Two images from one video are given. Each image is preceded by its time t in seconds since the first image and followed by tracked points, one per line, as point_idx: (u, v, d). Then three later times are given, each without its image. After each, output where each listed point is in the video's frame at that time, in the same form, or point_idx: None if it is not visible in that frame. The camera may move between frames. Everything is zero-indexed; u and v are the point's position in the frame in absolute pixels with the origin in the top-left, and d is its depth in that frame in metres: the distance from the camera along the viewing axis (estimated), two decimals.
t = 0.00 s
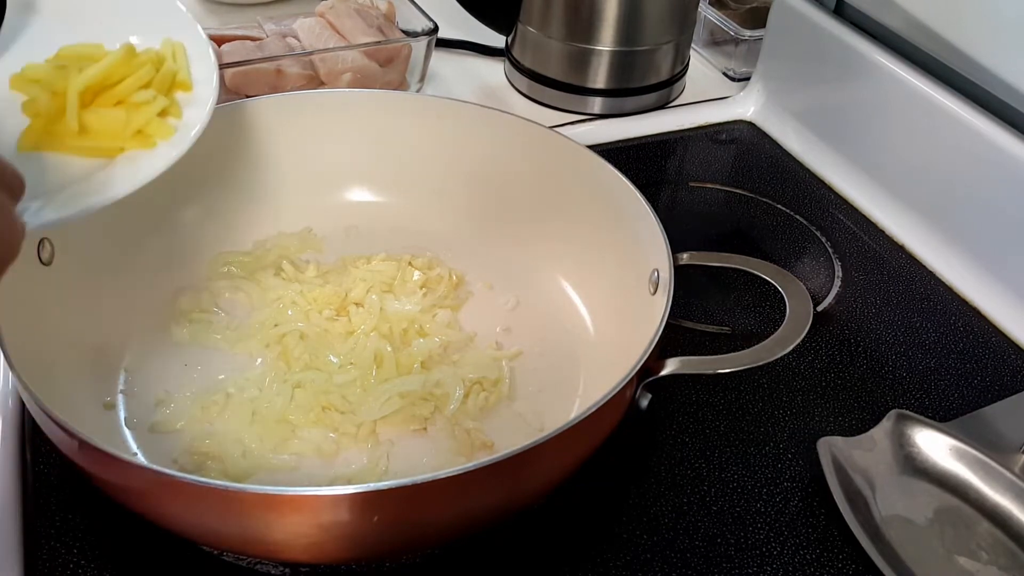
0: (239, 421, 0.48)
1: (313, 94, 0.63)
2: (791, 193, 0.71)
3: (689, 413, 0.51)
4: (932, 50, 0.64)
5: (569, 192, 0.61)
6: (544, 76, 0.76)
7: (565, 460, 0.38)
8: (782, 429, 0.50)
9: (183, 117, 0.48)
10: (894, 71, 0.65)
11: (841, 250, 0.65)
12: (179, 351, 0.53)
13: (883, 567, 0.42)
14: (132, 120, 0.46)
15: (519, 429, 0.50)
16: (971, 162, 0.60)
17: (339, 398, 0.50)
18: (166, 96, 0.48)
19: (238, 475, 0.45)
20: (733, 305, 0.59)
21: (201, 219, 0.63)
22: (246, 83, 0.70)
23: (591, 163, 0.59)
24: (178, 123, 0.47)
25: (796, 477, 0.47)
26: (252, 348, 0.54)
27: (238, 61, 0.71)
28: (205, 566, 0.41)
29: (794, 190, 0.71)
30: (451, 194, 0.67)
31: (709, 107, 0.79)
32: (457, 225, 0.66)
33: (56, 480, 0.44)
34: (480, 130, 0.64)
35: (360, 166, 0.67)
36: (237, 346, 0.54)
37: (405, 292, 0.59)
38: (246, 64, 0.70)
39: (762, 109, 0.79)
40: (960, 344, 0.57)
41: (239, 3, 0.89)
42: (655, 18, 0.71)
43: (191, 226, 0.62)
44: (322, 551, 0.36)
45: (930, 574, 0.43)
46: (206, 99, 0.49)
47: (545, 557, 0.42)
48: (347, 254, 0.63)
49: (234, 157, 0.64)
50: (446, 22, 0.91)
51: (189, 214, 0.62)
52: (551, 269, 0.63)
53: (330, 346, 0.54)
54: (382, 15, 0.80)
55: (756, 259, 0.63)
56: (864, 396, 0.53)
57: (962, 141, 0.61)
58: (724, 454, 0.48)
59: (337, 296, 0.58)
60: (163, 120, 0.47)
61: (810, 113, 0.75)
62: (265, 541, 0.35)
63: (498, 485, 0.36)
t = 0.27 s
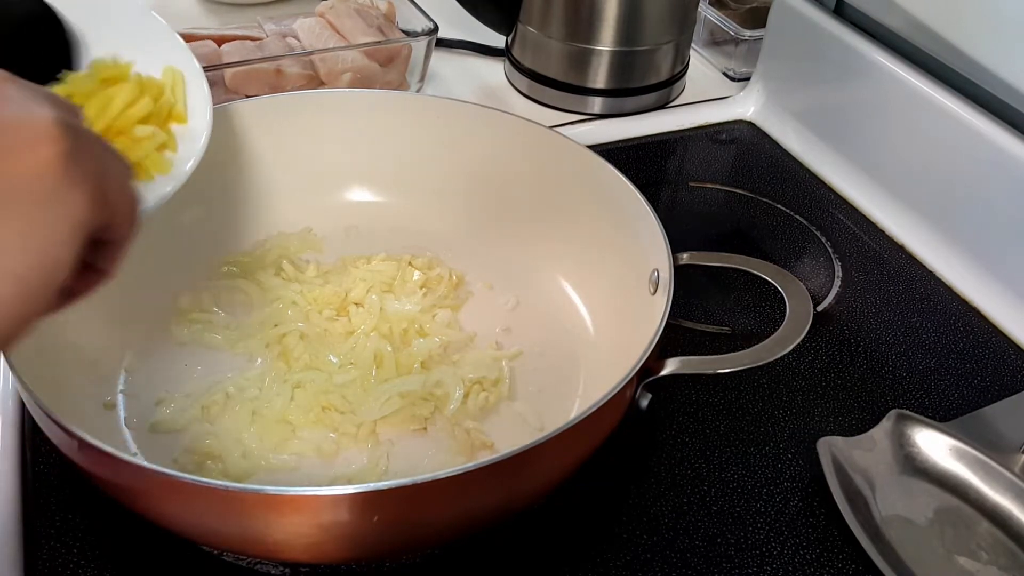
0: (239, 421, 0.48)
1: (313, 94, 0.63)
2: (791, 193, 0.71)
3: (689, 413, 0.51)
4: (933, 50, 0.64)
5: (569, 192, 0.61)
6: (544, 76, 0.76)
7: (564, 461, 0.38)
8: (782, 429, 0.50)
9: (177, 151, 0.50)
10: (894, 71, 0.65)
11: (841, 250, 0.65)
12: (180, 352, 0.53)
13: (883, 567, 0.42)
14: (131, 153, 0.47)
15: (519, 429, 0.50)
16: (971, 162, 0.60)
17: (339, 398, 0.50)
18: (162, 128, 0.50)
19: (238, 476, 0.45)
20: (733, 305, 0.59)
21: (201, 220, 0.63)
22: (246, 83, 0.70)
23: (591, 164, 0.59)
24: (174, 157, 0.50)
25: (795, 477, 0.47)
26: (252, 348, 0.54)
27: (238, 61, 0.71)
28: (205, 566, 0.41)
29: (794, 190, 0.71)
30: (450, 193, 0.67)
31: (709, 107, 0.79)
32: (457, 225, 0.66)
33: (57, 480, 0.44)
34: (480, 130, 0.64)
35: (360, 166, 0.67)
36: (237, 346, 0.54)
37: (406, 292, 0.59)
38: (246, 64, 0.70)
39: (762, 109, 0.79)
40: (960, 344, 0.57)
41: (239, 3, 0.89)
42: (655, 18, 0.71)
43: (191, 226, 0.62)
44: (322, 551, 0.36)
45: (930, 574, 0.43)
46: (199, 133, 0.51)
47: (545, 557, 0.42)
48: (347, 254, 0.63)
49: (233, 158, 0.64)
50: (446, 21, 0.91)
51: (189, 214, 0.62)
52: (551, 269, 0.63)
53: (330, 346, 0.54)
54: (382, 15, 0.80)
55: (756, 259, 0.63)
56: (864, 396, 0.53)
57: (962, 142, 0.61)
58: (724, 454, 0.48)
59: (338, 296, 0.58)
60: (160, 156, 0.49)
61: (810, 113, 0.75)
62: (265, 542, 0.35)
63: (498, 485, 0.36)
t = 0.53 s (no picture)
0: (240, 421, 0.48)
1: (313, 93, 0.63)
2: (791, 194, 0.71)
3: (689, 413, 0.51)
4: (933, 51, 0.64)
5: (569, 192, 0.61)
6: (544, 76, 0.76)
7: (565, 461, 0.38)
8: (782, 429, 0.50)
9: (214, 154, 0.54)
10: (894, 71, 0.65)
11: (841, 250, 0.65)
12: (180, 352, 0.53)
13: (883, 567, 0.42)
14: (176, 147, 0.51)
15: (520, 429, 0.50)
16: (971, 162, 0.60)
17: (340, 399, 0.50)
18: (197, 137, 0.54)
19: (238, 476, 0.45)
20: (733, 304, 0.59)
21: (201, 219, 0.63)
22: (246, 82, 0.70)
23: (592, 164, 0.59)
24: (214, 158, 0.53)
25: (795, 477, 0.47)
26: (253, 348, 0.54)
27: (238, 61, 0.70)
28: (205, 565, 0.41)
29: (794, 190, 0.71)
30: (450, 193, 0.67)
31: (708, 107, 0.79)
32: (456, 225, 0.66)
33: (57, 480, 0.44)
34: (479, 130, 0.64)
35: (360, 166, 0.67)
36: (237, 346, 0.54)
37: (406, 293, 0.59)
38: (246, 64, 0.70)
39: (762, 109, 0.79)
40: (960, 344, 0.57)
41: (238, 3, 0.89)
42: (655, 18, 0.71)
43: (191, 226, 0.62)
44: (323, 551, 0.36)
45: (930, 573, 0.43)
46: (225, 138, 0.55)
47: (545, 557, 0.42)
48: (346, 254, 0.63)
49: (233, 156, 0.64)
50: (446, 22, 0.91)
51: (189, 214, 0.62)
52: (551, 269, 0.63)
53: (330, 346, 0.55)
54: (382, 15, 0.80)
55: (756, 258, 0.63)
56: (864, 396, 0.53)
57: (962, 142, 0.61)
58: (724, 454, 0.48)
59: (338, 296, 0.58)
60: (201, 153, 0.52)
61: (810, 113, 0.75)
62: (265, 542, 0.35)
63: (499, 485, 0.36)
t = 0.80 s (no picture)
0: (240, 422, 0.48)
1: (313, 93, 0.63)
2: (791, 193, 0.71)
3: (689, 413, 0.51)
4: (933, 50, 0.64)
5: (569, 193, 0.61)
6: (544, 76, 0.76)
7: (563, 462, 0.38)
8: (782, 429, 0.50)
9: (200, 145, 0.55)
10: (895, 71, 0.65)
11: (841, 250, 0.65)
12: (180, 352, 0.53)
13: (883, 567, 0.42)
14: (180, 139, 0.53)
15: (519, 429, 0.50)
16: (971, 162, 0.60)
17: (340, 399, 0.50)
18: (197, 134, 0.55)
19: (238, 476, 0.45)
20: (733, 304, 0.59)
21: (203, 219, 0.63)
22: (246, 82, 0.70)
23: (592, 164, 0.59)
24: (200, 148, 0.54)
25: (796, 477, 0.47)
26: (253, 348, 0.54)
27: (237, 61, 0.70)
28: (205, 566, 0.41)
29: (794, 190, 0.71)
30: (450, 193, 0.67)
31: (708, 107, 0.79)
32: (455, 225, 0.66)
33: (57, 481, 0.44)
34: (478, 130, 0.64)
35: (361, 166, 0.67)
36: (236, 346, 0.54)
37: (406, 293, 0.59)
38: (247, 64, 0.70)
39: (762, 109, 0.79)
40: (960, 344, 0.57)
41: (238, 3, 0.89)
42: (655, 18, 0.71)
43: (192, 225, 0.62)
44: (324, 550, 0.36)
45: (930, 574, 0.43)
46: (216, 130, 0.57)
47: (544, 557, 0.42)
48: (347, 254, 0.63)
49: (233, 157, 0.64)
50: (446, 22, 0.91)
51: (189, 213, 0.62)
52: (551, 269, 0.63)
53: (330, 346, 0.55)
54: (382, 15, 0.80)
55: (756, 258, 0.63)
56: (864, 396, 0.53)
57: (962, 141, 0.61)
58: (724, 454, 0.48)
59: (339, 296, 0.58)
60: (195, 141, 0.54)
61: (810, 113, 0.75)
62: (266, 542, 0.35)
63: (498, 485, 0.36)
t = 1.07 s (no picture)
0: (240, 422, 0.48)
1: (313, 94, 0.63)
2: (791, 193, 0.71)
3: (689, 413, 0.51)
4: (933, 50, 0.64)
5: (569, 193, 0.61)
6: (544, 76, 0.76)
7: (563, 463, 0.38)
8: (782, 429, 0.50)
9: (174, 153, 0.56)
10: (894, 71, 0.65)
11: (841, 250, 0.65)
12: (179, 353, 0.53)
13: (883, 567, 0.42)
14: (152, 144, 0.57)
15: (519, 429, 0.50)
16: (971, 161, 0.60)
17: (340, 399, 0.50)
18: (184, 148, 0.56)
19: (237, 477, 0.45)
20: (733, 304, 0.59)
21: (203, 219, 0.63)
22: (246, 82, 0.70)
23: (592, 164, 0.59)
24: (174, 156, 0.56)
25: (795, 477, 0.47)
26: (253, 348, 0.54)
27: (237, 61, 0.70)
28: (204, 566, 0.41)
29: (794, 190, 0.71)
30: (450, 193, 0.67)
31: (708, 107, 0.79)
32: (456, 226, 0.66)
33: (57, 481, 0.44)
34: (478, 130, 0.64)
35: (360, 166, 0.67)
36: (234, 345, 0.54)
37: (405, 292, 0.59)
38: (246, 64, 0.69)
39: (762, 109, 0.79)
40: (960, 344, 0.57)
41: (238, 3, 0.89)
42: (655, 18, 0.71)
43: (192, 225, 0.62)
44: (324, 550, 0.36)
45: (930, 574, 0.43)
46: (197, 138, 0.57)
47: (543, 557, 0.42)
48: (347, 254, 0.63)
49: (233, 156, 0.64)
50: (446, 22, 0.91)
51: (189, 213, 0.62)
52: (550, 270, 0.62)
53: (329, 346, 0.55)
54: (382, 15, 0.80)
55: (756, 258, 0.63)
56: (864, 396, 0.53)
57: (962, 141, 0.61)
58: (724, 454, 0.48)
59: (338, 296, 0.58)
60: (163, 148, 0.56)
61: (810, 113, 0.75)
62: (265, 542, 0.35)
63: (498, 486, 0.36)
